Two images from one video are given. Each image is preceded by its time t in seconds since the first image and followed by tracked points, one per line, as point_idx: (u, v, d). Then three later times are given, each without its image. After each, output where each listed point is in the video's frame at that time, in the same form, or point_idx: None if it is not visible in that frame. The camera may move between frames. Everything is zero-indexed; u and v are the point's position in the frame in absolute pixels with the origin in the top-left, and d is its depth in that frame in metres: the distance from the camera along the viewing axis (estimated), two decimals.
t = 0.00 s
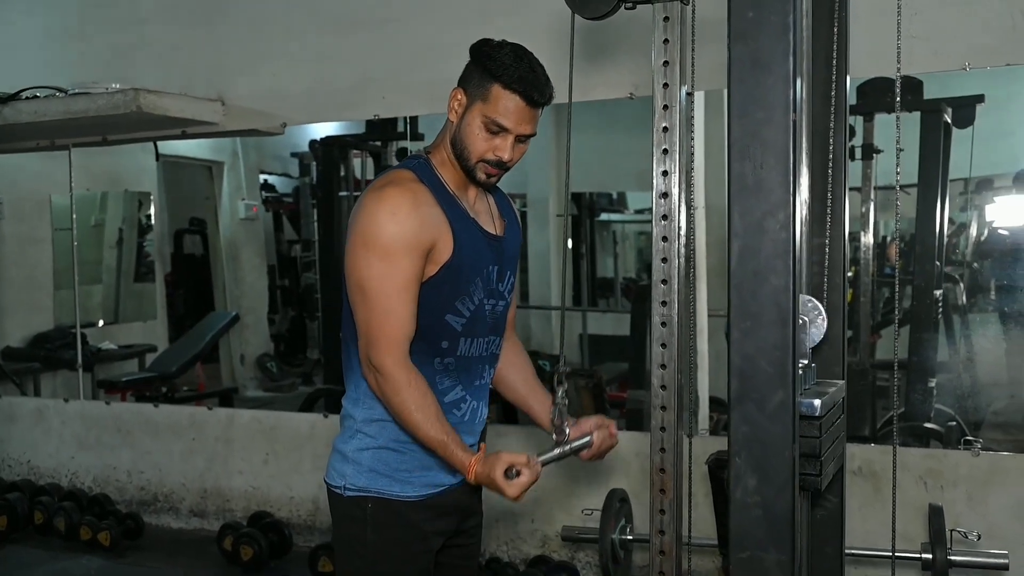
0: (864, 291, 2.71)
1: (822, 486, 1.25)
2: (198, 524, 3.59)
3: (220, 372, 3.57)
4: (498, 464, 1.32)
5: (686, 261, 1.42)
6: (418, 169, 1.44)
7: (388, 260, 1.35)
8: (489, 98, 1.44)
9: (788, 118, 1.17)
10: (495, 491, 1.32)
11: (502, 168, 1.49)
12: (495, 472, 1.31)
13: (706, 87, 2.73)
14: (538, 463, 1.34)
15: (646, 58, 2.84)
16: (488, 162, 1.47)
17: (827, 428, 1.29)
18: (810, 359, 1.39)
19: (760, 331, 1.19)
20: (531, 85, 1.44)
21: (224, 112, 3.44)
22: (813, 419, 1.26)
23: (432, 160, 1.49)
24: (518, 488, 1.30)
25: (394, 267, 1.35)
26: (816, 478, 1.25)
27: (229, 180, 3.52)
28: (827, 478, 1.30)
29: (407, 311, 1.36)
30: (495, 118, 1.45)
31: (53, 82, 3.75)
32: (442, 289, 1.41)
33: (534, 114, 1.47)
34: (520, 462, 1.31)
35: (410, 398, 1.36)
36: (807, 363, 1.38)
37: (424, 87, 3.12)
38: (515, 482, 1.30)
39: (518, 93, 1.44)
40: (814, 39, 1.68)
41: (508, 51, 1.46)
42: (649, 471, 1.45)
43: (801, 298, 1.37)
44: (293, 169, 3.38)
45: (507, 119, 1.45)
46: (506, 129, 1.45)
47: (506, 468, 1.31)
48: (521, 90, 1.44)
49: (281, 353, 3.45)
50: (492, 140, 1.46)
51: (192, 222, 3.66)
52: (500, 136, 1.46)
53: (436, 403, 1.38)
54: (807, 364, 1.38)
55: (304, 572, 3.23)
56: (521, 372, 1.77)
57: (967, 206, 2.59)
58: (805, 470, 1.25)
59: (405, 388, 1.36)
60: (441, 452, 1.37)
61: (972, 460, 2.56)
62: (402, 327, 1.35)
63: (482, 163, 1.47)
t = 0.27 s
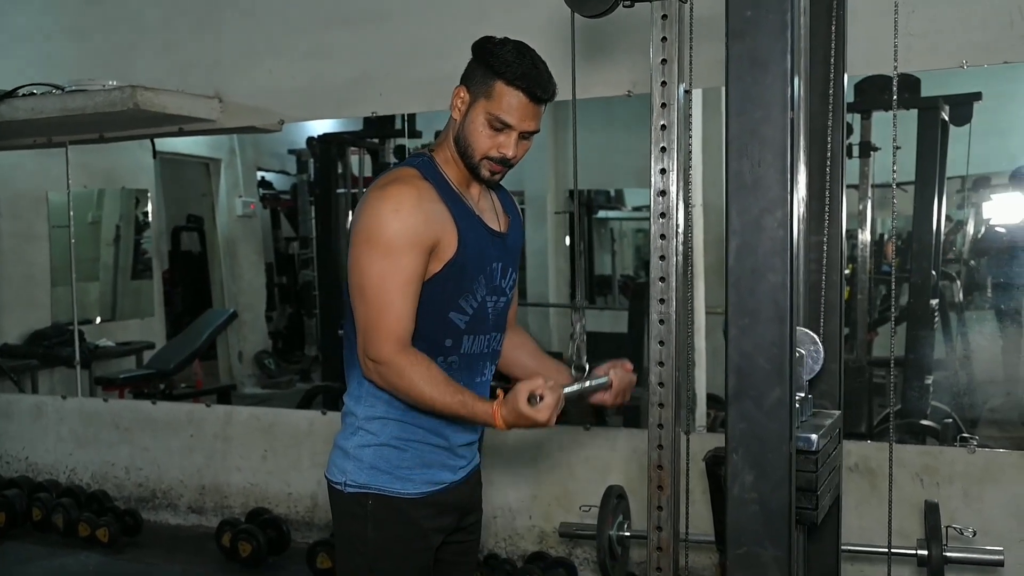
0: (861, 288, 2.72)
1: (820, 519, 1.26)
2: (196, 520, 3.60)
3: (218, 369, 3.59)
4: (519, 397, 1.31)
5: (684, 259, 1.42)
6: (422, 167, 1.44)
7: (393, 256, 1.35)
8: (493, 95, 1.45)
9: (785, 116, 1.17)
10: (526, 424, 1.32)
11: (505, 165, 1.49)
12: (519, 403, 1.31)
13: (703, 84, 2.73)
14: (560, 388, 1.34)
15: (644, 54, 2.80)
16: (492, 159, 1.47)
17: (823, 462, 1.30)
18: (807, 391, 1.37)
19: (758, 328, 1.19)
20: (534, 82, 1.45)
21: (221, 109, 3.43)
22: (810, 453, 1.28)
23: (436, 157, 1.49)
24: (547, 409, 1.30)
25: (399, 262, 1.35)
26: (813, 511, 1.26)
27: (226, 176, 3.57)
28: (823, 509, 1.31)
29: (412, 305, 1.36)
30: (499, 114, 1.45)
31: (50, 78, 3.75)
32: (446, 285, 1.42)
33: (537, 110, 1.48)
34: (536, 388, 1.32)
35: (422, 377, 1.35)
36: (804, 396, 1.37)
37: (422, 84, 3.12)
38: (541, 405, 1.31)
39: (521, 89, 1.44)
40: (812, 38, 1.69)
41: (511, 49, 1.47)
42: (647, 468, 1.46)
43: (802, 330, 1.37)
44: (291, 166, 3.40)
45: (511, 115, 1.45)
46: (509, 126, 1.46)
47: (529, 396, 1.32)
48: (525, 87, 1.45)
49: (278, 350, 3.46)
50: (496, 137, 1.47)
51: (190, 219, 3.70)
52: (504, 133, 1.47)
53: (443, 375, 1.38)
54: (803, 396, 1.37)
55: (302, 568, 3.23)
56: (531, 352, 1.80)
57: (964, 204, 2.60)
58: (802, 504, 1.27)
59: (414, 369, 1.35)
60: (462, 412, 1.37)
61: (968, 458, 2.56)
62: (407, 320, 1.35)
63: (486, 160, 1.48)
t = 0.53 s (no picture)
0: (862, 284, 2.72)
1: (817, 551, 1.24)
2: (196, 512, 3.60)
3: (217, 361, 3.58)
4: (522, 327, 1.26)
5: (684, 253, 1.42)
6: (427, 160, 1.44)
7: (398, 249, 1.35)
8: (496, 87, 1.45)
9: (786, 110, 1.16)
10: (540, 352, 1.27)
11: (510, 159, 1.49)
12: (523, 332, 1.26)
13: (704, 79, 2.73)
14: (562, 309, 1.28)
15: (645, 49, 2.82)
16: (496, 152, 1.47)
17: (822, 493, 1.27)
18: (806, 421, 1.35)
19: (758, 323, 1.19)
20: (538, 74, 1.45)
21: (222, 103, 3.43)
22: (808, 485, 1.25)
23: (440, 151, 1.49)
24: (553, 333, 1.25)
25: (404, 255, 1.35)
26: (811, 543, 1.24)
27: (225, 170, 3.54)
28: (822, 538, 1.30)
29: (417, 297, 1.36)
30: (502, 106, 1.45)
31: (51, 70, 3.74)
32: (451, 278, 1.42)
33: (541, 102, 1.48)
34: (535, 313, 1.26)
35: (427, 351, 1.33)
36: (802, 426, 1.34)
37: (422, 77, 3.12)
38: (546, 328, 1.25)
39: (524, 81, 1.44)
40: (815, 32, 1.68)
41: (513, 42, 1.47)
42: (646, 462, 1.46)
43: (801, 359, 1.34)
44: (290, 159, 3.38)
45: (515, 107, 1.45)
46: (514, 118, 1.45)
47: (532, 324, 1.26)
48: (529, 79, 1.44)
49: (277, 344, 3.47)
50: (500, 129, 1.46)
51: (189, 212, 3.70)
52: (507, 126, 1.46)
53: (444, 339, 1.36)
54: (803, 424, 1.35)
55: (302, 560, 3.24)
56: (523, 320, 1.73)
57: (965, 199, 2.60)
58: (800, 535, 1.24)
59: (418, 344, 1.33)
60: (473, 364, 1.35)
61: (969, 454, 2.57)
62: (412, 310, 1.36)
63: (491, 153, 1.47)
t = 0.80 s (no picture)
0: (864, 279, 2.72)
1: None
2: (199, 507, 3.61)
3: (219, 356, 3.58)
4: (512, 261, 1.31)
5: (685, 250, 1.42)
6: (432, 155, 1.44)
7: (406, 242, 1.35)
8: (498, 80, 1.44)
9: (789, 107, 1.16)
10: (538, 279, 1.32)
11: (514, 151, 1.48)
12: (514, 264, 1.31)
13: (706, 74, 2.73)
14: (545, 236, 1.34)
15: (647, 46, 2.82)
16: (501, 146, 1.47)
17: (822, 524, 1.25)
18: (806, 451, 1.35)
19: (760, 320, 1.19)
20: (540, 65, 1.44)
21: (224, 99, 3.43)
22: (809, 517, 1.23)
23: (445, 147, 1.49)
24: (546, 255, 1.31)
25: (413, 247, 1.35)
26: None
27: (227, 166, 3.54)
28: (823, 567, 1.28)
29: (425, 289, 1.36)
30: (505, 99, 1.44)
31: (53, 66, 3.74)
32: (458, 270, 1.42)
33: (544, 94, 1.47)
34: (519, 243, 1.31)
35: (435, 326, 1.33)
36: (804, 454, 1.35)
37: (424, 73, 3.12)
38: (535, 252, 1.31)
39: (526, 72, 1.43)
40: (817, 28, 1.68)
41: (513, 33, 1.46)
42: (647, 459, 1.46)
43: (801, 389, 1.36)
44: (292, 155, 3.39)
45: (518, 99, 1.44)
46: (517, 110, 1.45)
47: (522, 255, 1.32)
48: (531, 70, 1.44)
49: (279, 339, 3.47)
50: (504, 122, 1.46)
51: (191, 208, 3.70)
52: (511, 118, 1.46)
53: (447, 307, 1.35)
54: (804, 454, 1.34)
55: (304, 555, 3.25)
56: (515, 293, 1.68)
57: (968, 194, 2.59)
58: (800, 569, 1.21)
59: (424, 320, 1.33)
60: (481, 318, 1.34)
61: (970, 450, 2.57)
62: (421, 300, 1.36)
63: (495, 147, 1.47)
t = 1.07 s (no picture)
0: (865, 274, 2.71)
1: None
2: (200, 502, 3.62)
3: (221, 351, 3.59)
4: (512, 240, 1.31)
5: (686, 246, 1.42)
6: (443, 151, 1.44)
7: (419, 239, 1.34)
8: (504, 74, 1.43)
9: (789, 105, 1.16)
10: (540, 256, 1.31)
11: (523, 146, 1.47)
12: (512, 241, 1.31)
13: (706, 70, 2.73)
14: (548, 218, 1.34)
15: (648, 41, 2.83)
16: (509, 140, 1.46)
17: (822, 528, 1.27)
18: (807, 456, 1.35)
19: (759, 317, 1.19)
20: (545, 57, 1.43)
21: (225, 94, 3.43)
22: (809, 522, 1.25)
23: (455, 144, 1.49)
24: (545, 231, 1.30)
25: (425, 242, 1.35)
26: None
27: (229, 161, 3.53)
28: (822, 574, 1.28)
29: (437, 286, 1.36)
30: (512, 93, 1.43)
31: (54, 61, 3.74)
32: (470, 268, 1.42)
33: (551, 87, 1.46)
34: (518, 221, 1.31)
35: (443, 317, 1.32)
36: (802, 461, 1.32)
37: (425, 68, 3.12)
38: (534, 230, 1.31)
39: (532, 65, 1.43)
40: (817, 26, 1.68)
41: (520, 29, 1.46)
42: (648, 455, 1.46)
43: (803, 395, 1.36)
44: (292, 150, 3.38)
45: (524, 92, 1.43)
46: (524, 104, 1.44)
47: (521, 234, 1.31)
48: (537, 64, 1.43)
49: (280, 334, 3.47)
50: (512, 117, 1.45)
51: (192, 202, 3.67)
52: (519, 112, 1.45)
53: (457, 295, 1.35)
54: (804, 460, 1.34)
55: (306, 550, 3.26)
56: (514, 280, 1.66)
57: (970, 187, 2.58)
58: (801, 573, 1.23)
59: (434, 312, 1.32)
60: (488, 303, 1.33)
61: (971, 445, 2.59)
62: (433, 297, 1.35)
63: (503, 141, 1.46)
